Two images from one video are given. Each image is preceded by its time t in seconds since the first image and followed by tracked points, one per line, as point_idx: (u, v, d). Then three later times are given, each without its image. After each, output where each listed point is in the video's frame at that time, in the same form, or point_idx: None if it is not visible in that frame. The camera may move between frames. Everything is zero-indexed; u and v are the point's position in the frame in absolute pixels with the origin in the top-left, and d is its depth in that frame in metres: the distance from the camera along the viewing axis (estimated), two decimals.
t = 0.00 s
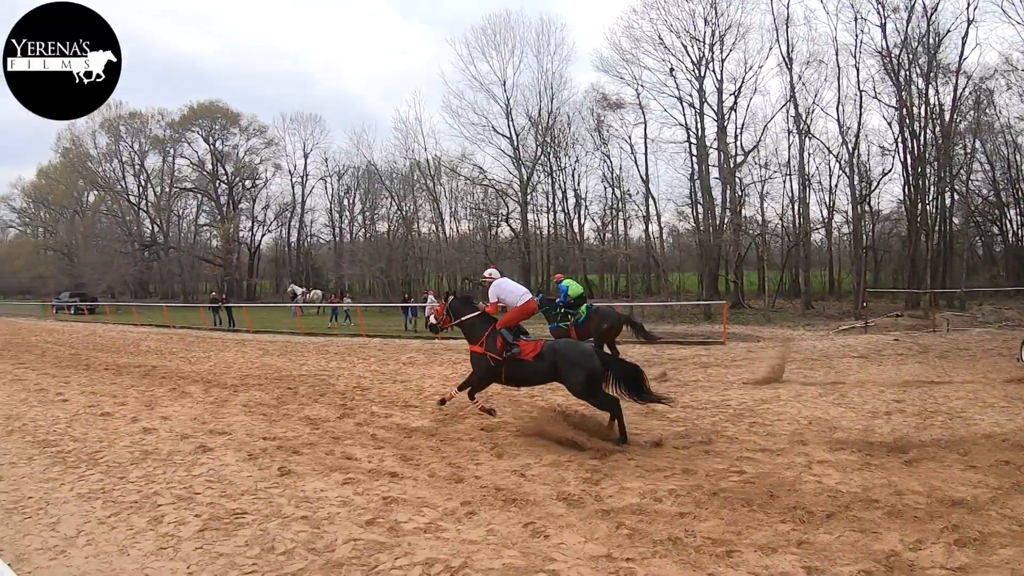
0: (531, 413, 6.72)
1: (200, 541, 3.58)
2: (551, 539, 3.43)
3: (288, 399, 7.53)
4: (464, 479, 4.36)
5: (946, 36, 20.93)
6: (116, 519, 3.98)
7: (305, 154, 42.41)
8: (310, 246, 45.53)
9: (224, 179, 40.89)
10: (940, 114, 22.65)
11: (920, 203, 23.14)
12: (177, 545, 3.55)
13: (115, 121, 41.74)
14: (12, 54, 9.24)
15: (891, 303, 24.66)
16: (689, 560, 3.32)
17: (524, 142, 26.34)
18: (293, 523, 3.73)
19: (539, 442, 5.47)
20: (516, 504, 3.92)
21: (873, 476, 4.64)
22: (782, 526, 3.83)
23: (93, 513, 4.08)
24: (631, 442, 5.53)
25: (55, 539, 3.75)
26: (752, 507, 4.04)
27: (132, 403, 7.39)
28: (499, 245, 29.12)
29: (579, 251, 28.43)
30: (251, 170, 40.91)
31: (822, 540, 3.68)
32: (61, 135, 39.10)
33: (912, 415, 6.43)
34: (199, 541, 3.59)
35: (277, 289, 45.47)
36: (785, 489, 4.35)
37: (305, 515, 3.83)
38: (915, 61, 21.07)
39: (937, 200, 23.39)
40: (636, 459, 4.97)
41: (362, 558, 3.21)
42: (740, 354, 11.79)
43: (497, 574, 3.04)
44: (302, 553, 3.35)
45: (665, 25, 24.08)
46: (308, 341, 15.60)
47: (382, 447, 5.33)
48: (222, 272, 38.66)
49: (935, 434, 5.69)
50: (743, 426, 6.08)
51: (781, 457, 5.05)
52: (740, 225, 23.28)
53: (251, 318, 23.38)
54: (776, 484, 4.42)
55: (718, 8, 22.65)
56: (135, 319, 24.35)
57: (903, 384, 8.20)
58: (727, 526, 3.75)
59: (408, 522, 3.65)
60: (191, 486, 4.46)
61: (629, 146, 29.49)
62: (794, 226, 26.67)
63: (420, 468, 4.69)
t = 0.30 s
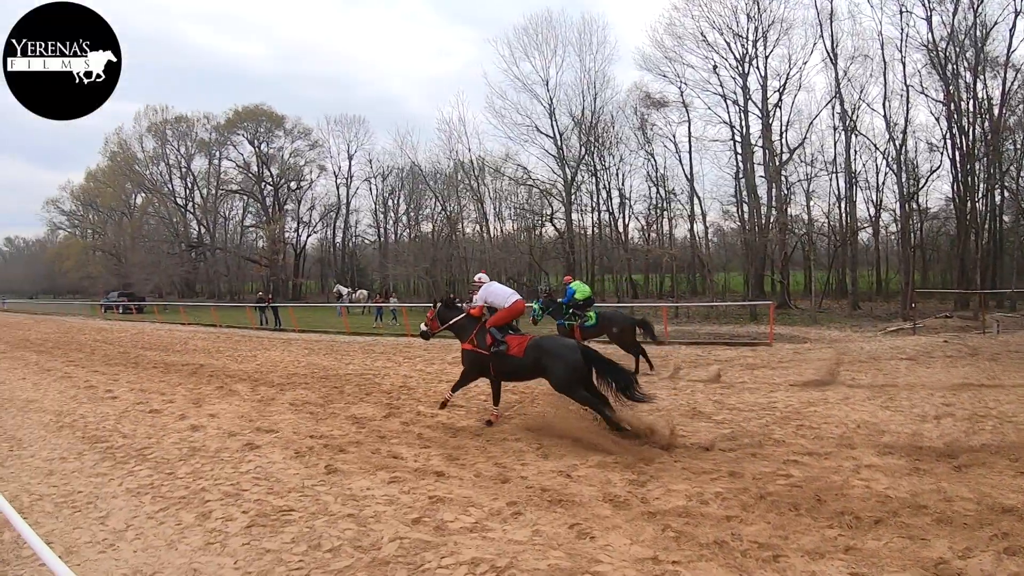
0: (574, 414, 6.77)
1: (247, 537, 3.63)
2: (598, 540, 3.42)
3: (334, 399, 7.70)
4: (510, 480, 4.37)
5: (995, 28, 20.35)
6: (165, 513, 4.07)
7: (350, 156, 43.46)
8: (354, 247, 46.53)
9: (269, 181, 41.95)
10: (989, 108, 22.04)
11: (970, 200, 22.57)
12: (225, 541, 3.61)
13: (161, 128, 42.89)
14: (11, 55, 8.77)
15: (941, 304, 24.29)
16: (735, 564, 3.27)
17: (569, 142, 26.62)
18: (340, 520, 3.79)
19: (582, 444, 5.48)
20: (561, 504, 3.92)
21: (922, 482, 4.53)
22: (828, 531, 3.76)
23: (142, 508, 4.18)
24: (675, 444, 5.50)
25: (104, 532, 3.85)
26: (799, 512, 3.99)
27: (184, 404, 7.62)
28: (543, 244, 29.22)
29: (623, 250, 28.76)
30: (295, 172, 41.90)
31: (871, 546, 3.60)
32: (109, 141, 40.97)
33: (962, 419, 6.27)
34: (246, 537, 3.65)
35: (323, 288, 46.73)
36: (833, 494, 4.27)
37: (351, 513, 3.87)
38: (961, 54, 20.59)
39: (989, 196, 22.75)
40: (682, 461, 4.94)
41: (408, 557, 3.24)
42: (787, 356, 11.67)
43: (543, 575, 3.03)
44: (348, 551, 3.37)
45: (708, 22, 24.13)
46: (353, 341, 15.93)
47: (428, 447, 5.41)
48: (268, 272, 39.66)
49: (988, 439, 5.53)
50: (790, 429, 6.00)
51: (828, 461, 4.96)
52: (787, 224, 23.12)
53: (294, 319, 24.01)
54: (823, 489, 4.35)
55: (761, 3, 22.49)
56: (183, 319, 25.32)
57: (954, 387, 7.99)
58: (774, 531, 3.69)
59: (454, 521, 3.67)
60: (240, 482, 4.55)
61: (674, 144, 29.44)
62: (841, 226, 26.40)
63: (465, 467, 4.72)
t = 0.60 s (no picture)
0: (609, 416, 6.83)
1: (287, 535, 3.68)
2: (636, 542, 3.41)
3: (372, 400, 7.87)
4: (549, 480, 4.41)
5: None
6: (205, 510, 4.14)
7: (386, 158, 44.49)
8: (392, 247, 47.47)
9: (308, 182, 43.25)
10: None
11: (1014, 197, 22.05)
12: (265, 538, 3.65)
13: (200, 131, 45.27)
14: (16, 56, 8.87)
15: (982, 305, 23.97)
16: (774, 568, 3.23)
17: (605, 141, 27.25)
18: (379, 518, 3.83)
19: (618, 445, 5.50)
20: (600, 506, 3.93)
21: (964, 486, 4.44)
22: (868, 536, 3.71)
23: (183, 504, 4.26)
24: (712, 445, 5.49)
25: (145, 527, 3.93)
26: (839, 516, 3.95)
27: (225, 404, 7.91)
28: (580, 244, 29.45)
29: (662, 251, 29.39)
30: (332, 173, 43.23)
31: (911, 552, 3.54)
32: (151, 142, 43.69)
33: (1007, 423, 6.13)
34: (286, 534, 3.69)
35: (361, 289, 48.13)
36: (873, 498, 4.22)
37: (390, 512, 3.89)
38: (1003, 46, 20.11)
39: None
40: (721, 463, 4.94)
41: (447, 556, 3.25)
42: (827, 357, 11.61)
43: None
44: (388, 549, 3.40)
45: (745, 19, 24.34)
46: (390, 339, 16.29)
47: (467, 447, 5.49)
48: (307, 272, 40.57)
49: None
50: (830, 431, 5.93)
51: (869, 464, 4.90)
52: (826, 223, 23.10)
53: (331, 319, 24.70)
54: (863, 493, 4.30)
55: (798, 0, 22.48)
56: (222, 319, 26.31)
57: (1000, 390, 7.81)
58: (814, 535, 3.66)
59: (492, 521, 3.70)
60: (280, 480, 4.63)
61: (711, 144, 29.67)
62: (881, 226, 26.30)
63: (504, 468, 4.78)
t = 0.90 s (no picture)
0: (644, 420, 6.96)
1: (324, 533, 3.71)
2: (676, 544, 3.42)
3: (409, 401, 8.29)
4: (587, 481, 4.51)
5: None
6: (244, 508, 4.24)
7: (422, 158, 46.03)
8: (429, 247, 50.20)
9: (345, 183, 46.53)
10: None
11: None
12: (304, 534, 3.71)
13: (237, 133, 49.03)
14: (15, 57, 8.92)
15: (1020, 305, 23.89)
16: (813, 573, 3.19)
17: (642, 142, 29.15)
18: (418, 518, 3.91)
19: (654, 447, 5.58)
20: (637, 508, 3.96)
21: (1009, 493, 4.33)
22: (908, 541, 3.65)
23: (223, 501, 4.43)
24: (750, 448, 5.51)
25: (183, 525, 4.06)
26: (879, 520, 3.90)
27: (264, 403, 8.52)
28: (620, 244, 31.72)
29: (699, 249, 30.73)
30: (370, 174, 46.19)
31: (950, 558, 3.46)
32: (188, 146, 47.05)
33: None
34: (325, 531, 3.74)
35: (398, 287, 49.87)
36: (914, 503, 4.15)
37: (428, 511, 3.95)
38: None
39: None
40: (759, 465, 4.98)
41: (486, 556, 3.27)
42: (866, 360, 11.70)
43: None
44: (426, 548, 3.44)
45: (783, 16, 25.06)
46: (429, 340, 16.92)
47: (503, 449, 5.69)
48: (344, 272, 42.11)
49: None
50: (870, 434, 5.88)
51: (908, 468, 4.83)
52: (866, 222, 23.41)
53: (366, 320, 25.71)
54: (903, 498, 4.24)
55: None
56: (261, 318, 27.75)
57: None
58: (853, 540, 3.62)
59: (531, 521, 3.76)
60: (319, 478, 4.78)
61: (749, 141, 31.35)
62: (920, 224, 26.58)
63: (543, 469, 4.92)
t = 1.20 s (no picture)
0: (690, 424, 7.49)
1: (364, 531, 4.39)
2: (714, 546, 3.85)
3: (448, 402, 9.43)
4: (627, 484, 5.16)
5: None
6: (285, 505, 5.03)
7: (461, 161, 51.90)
8: (467, 247, 56.87)
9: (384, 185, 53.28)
10: None
11: None
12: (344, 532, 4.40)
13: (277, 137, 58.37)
14: (12, 58, 9.19)
15: None
16: None
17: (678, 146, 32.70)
18: (457, 518, 4.59)
19: (693, 450, 6.21)
20: (677, 510, 4.48)
21: None
22: (950, 548, 3.64)
23: (264, 499, 5.27)
24: (789, 451, 5.97)
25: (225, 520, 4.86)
26: (920, 526, 3.92)
27: (303, 403, 9.90)
28: (656, 244, 35.38)
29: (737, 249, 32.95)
30: (407, 175, 52.65)
31: (994, 566, 3.43)
32: (229, 152, 53.08)
33: None
34: (364, 529, 4.44)
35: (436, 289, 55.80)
36: (956, 509, 4.13)
37: (467, 511, 4.67)
38: None
39: None
40: (799, 468, 5.34)
41: (524, 557, 3.85)
42: (906, 362, 12.32)
43: None
44: (465, 548, 4.06)
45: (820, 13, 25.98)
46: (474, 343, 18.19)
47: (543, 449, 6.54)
48: (383, 270, 48.16)
49: None
50: (911, 438, 5.99)
51: (950, 472, 4.84)
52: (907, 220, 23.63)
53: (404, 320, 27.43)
54: (945, 502, 4.23)
55: None
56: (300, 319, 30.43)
57: None
58: (894, 545, 3.72)
59: (570, 523, 4.36)
60: (360, 477, 5.65)
61: (788, 139, 33.32)
62: (964, 221, 26.75)
63: (583, 470, 5.64)
